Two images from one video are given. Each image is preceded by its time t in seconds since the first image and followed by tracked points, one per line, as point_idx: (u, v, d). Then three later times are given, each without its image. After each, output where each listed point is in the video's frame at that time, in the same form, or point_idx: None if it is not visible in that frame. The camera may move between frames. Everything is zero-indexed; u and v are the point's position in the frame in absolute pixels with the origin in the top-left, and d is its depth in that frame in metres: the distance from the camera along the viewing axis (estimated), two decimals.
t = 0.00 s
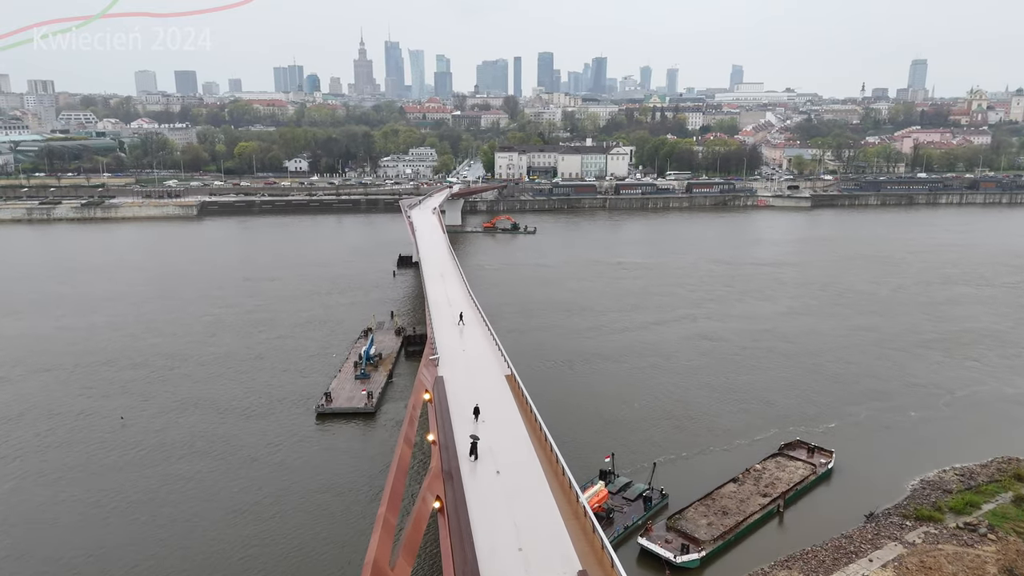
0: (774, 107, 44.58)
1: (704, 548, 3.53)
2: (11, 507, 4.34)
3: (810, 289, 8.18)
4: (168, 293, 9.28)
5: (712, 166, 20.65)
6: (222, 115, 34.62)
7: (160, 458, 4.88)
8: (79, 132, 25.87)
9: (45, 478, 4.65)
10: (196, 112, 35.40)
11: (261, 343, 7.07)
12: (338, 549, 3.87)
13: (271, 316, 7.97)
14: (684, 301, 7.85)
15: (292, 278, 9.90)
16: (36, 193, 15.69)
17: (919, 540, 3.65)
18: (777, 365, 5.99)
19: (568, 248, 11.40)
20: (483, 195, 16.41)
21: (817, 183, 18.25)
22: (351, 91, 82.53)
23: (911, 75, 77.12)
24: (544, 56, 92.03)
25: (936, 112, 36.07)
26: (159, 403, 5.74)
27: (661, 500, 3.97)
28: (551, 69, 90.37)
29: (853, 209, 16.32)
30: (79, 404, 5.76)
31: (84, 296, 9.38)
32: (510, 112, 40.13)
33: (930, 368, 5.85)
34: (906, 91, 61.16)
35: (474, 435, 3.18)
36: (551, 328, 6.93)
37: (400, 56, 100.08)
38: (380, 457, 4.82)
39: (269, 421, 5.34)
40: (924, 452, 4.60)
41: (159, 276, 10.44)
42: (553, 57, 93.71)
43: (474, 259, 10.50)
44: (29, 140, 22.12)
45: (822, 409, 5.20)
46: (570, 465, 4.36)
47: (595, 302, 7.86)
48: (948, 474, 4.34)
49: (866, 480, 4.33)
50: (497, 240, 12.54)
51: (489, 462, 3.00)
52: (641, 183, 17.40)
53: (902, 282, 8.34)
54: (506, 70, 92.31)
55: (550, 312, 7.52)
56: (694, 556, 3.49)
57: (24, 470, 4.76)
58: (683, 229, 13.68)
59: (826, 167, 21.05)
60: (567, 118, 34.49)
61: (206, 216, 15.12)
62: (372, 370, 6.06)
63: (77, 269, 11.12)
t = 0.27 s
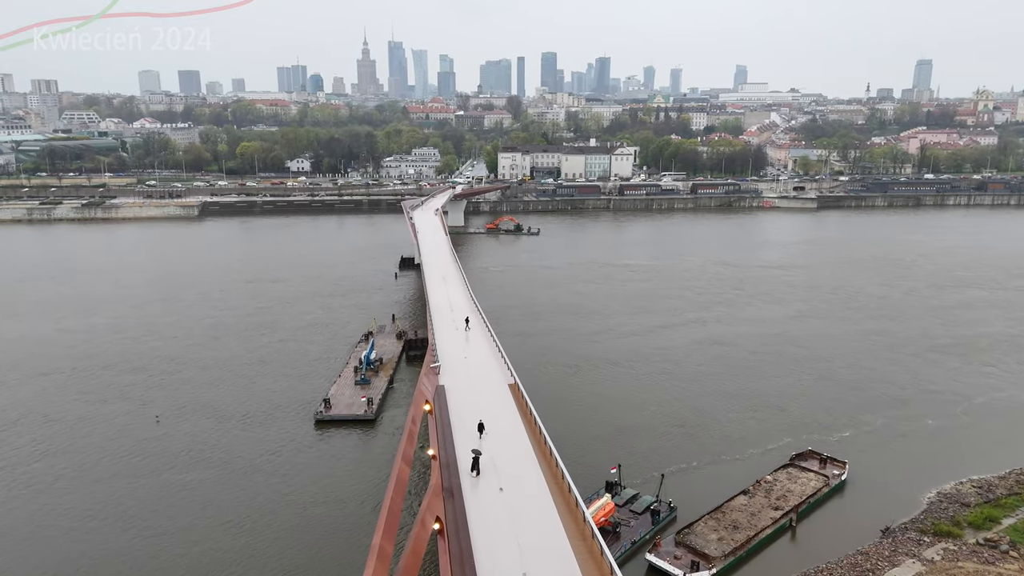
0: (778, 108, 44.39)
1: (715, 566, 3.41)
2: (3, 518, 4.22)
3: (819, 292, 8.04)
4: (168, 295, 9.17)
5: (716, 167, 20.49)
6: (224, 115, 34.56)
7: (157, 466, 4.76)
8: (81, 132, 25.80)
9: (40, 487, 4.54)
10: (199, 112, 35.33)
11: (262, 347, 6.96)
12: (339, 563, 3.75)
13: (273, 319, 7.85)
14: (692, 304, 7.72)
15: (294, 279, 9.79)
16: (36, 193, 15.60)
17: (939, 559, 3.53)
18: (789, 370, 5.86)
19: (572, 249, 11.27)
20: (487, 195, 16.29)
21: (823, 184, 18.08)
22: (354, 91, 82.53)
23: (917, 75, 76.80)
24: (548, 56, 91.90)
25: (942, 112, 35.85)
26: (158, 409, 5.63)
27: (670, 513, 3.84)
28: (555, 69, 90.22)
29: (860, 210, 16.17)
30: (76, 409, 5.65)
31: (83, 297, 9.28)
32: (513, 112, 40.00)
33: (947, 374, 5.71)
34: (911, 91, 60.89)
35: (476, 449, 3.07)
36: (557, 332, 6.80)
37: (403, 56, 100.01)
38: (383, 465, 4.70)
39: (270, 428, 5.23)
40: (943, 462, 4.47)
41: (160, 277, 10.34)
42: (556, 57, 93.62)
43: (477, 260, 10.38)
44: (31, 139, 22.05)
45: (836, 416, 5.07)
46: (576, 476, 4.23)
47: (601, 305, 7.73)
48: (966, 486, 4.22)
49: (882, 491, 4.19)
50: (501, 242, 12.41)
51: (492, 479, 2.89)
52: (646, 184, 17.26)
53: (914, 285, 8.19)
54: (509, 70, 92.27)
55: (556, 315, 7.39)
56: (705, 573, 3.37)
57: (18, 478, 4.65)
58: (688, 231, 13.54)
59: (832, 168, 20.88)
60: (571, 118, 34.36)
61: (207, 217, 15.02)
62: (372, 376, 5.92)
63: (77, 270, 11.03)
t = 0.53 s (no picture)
0: (783, 108, 44.15)
1: None
2: None
3: (830, 295, 7.90)
4: (168, 298, 9.07)
5: (721, 167, 20.34)
6: (227, 115, 34.51)
7: (155, 476, 4.65)
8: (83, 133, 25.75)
9: (34, 498, 4.43)
10: (202, 112, 35.27)
11: (264, 351, 6.84)
12: None
13: (274, 323, 7.73)
14: (700, 308, 7.58)
15: (296, 282, 9.68)
16: (38, 194, 15.53)
17: None
18: (802, 377, 5.72)
19: (577, 251, 11.14)
20: (490, 196, 16.16)
21: (829, 185, 17.91)
22: (358, 91, 82.50)
23: (922, 76, 76.45)
24: (551, 56, 91.72)
25: (949, 112, 35.59)
26: (156, 416, 5.51)
27: (679, 528, 3.71)
28: (559, 70, 90.08)
29: (867, 212, 16.00)
30: (73, 417, 5.54)
31: (83, 300, 9.17)
32: (516, 112, 39.86)
33: (964, 381, 5.57)
34: (916, 91, 60.58)
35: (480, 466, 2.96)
36: (564, 337, 6.67)
37: (406, 56, 99.98)
38: (386, 476, 4.58)
39: (270, 437, 5.11)
40: (963, 475, 4.34)
41: (161, 280, 10.23)
42: (560, 57, 93.47)
43: (481, 263, 10.26)
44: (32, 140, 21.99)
45: (851, 425, 4.94)
46: (582, 487, 4.10)
47: (608, 309, 7.59)
48: (986, 501, 4.09)
49: (899, 504, 4.06)
50: (504, 243, 12.29)
51: (496, 497, 2.78)
52: (650, 185, 17.12)
53: (927, 288, 8.04)
54: (513, 70, 92.13)
55: (562, 319, 7.26)
56: None
57: (12, 488, 4.53)
58: (694, 233, 13.40)
59: (838, 169, 20.70)
60: (575, 119, 34.22)
61: (209, 218, 14.93)
62: (373, 383, 5.80)
63: (77, 272, 10.94)
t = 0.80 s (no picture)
0: (788, 108, 43.93)
1: None
2: None
3: (841, 299, 7.76)
4: (168, 300, 8.96)
5: (726, 168, 20.18)
6: (231, 115, 34.45)
7: (150, 487, 4.52)
8: (86, 133, 25.70)
9: (28, 509, 4.31)
10: (205, 112, 35.21)
11: (265, 356, 6.72)
12: None
13: (276, 326, 7.61)
14: (709, 312, 7.44)
15: (298, 284, 9.56)
16: (39, 195, 15.45)
17: None
18: (815, 383, 5.58)
19: (582, 253, 11.00)
20: (494, 197, 16.04)
21: (836, 186, 17.74)
22: (361, 91, 82.49)
23: (927, 76, 76.09)
24: (555, 56, 91.61)
25: (956, 113, 35.35)
26: (153, 424, 5.39)
27: (690, 543, 3.57)
28: (562, 70, 89.93)
29: (874, 214, 15.83)
30: (69, 423, 5.42)
31: (82, 303, 9.06)
32: (520, 113, 39.74)
33: (983, 388, 5.43)
34: (921, 92, 60.28)
35: (482, 483, 2.84)
36: (570, 341, 6.54)
37: (410, 56, 99.97)
38: (390, 487, 4.46)
39: (269, 445, 4.98)
40: (985, 487, 4.20)
41: (162, 282, 10.12)
42: (563, 58, 93.31)
43: (485, 265, 10.13)
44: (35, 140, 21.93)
45: (866, 434, 4.80)
46: (589, 502, 3.96)
47: (615, 313, 7.45)
48: (1008, 516, 3.95)
49: (918, 519, 3.92)
50: (508, 245, 12.16)
51: (499, 517, 2.66)
52: (655, 186, 16.98)
53: (940, 292, 7.89)
54: (516, 70, 92.01)
55: (568, 323, 7.13)
56: None
57: (5, 498, 4.42)
58: (700, 234, 13.24)
59: (845, 170, 20.53)
60: (578, 119, 34.09)
61: (210, 219, 14.83)
62: (374, 389, 5.67)
63: (77, 274, 10.84)
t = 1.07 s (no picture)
0: (794, 108, 43.70)
1: None
2: None
3: (852, 302, 7.62)
4: (169, 302, 8.86)
5: (732, 168, 20.01)
6: (235, 115, 34.40)
7: (147, 497, 4.42)
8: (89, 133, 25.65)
9: (22, 519, 4.21)
10: (209, 112, 35.16)
11: (267, 360, 6.61)
12: None
13: (278, 329, 7.51)
14: (718, 315, 7.31)
15: (301, 286, 9.45)
16: (41, 195, 15.38)
17: None
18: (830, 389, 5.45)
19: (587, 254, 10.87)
20: (498, 198, 15.92)
21: (844, 187, 17.57)
22: (365, 91, 82.45)
23: (933, 76, 75.68)
24: (559, 56, 91.43)
25: (963, 112, 35.08)
26: (152, 430, 5.28)
27: (701, 559, 3.45)
28: (567, 70, 89.75)
29: (882, 215, 15.65)
30: (66, 430, 5.31)
31: (83, 304, 8.97)
32: (524, 113, 39.61)
33: (1002, 395, 5.29)
34: (928, 91, 59.93)
35: (487, 503, 2.72)
36: (578, 345, 6.41)
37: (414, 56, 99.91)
38: (393, 496, 4.34)
39: (270, 452, 4.87)
40: (1007, 499, 4.07)
41: (163, 283, 10.02)
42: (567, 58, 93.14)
43: (489, 267, 10.01)
44: (38, 140, 21.88)
45: (882, 442, 4.67)
46: (596, 514, 3.84)
47: (623, 316, 7.33)
48: None
49: (938, 532, 3.80)
50: (513, 246, 12.04)
51: (504, 540, 2.55)
52: (660, 187, 16.83)
53: (953, 295, 7.75)
54: (520, 70, 91.86)
55: (575, 326, 7.00)
56: None
57: None
58: (706, 235, 13.10)
59: (852, 170, 20.35)
60: (583, 119, 33.94)
61: (213, 219, 14.74)
62: (375, 395, 5.55)
63: (78, 275, 10.75)
